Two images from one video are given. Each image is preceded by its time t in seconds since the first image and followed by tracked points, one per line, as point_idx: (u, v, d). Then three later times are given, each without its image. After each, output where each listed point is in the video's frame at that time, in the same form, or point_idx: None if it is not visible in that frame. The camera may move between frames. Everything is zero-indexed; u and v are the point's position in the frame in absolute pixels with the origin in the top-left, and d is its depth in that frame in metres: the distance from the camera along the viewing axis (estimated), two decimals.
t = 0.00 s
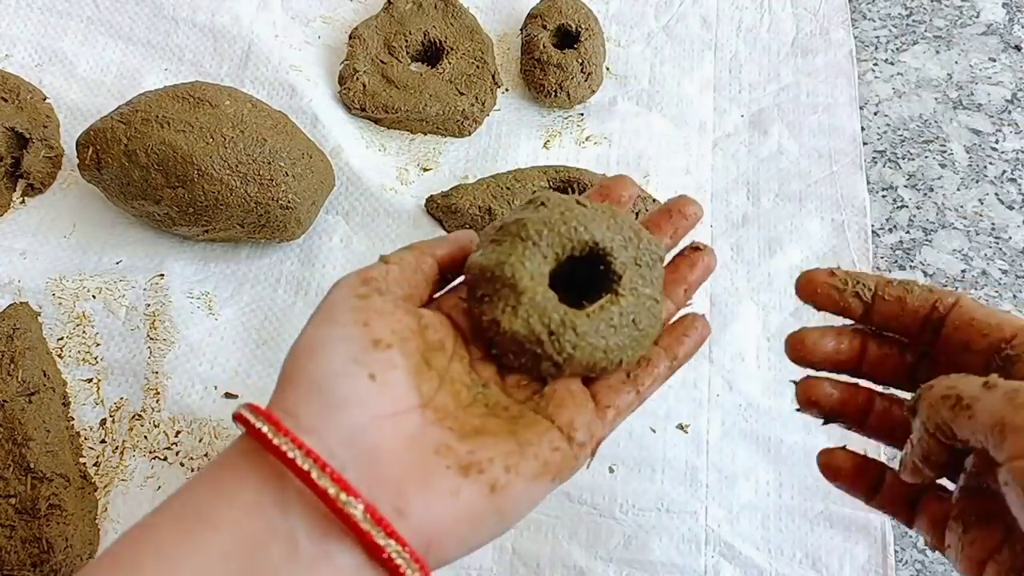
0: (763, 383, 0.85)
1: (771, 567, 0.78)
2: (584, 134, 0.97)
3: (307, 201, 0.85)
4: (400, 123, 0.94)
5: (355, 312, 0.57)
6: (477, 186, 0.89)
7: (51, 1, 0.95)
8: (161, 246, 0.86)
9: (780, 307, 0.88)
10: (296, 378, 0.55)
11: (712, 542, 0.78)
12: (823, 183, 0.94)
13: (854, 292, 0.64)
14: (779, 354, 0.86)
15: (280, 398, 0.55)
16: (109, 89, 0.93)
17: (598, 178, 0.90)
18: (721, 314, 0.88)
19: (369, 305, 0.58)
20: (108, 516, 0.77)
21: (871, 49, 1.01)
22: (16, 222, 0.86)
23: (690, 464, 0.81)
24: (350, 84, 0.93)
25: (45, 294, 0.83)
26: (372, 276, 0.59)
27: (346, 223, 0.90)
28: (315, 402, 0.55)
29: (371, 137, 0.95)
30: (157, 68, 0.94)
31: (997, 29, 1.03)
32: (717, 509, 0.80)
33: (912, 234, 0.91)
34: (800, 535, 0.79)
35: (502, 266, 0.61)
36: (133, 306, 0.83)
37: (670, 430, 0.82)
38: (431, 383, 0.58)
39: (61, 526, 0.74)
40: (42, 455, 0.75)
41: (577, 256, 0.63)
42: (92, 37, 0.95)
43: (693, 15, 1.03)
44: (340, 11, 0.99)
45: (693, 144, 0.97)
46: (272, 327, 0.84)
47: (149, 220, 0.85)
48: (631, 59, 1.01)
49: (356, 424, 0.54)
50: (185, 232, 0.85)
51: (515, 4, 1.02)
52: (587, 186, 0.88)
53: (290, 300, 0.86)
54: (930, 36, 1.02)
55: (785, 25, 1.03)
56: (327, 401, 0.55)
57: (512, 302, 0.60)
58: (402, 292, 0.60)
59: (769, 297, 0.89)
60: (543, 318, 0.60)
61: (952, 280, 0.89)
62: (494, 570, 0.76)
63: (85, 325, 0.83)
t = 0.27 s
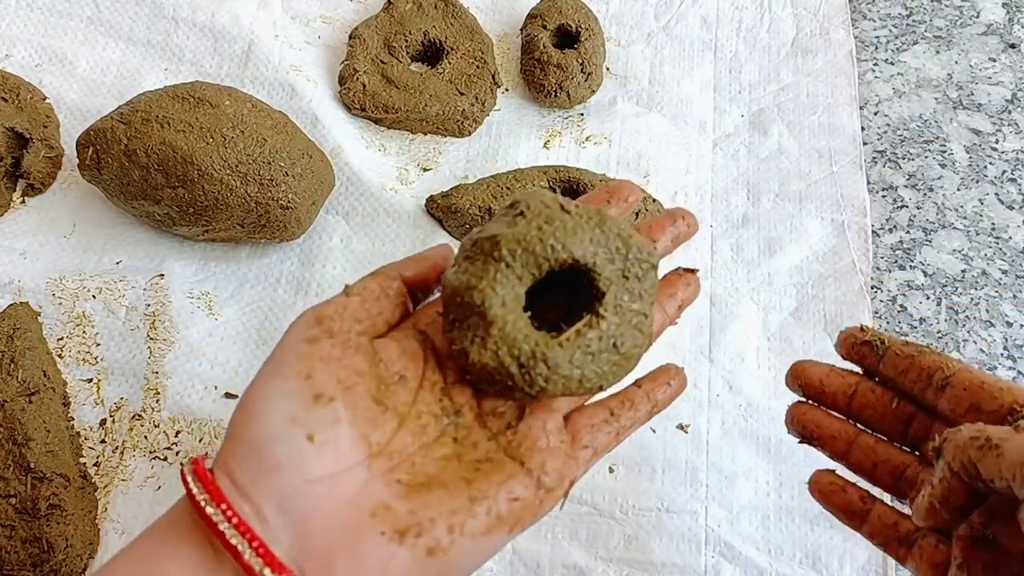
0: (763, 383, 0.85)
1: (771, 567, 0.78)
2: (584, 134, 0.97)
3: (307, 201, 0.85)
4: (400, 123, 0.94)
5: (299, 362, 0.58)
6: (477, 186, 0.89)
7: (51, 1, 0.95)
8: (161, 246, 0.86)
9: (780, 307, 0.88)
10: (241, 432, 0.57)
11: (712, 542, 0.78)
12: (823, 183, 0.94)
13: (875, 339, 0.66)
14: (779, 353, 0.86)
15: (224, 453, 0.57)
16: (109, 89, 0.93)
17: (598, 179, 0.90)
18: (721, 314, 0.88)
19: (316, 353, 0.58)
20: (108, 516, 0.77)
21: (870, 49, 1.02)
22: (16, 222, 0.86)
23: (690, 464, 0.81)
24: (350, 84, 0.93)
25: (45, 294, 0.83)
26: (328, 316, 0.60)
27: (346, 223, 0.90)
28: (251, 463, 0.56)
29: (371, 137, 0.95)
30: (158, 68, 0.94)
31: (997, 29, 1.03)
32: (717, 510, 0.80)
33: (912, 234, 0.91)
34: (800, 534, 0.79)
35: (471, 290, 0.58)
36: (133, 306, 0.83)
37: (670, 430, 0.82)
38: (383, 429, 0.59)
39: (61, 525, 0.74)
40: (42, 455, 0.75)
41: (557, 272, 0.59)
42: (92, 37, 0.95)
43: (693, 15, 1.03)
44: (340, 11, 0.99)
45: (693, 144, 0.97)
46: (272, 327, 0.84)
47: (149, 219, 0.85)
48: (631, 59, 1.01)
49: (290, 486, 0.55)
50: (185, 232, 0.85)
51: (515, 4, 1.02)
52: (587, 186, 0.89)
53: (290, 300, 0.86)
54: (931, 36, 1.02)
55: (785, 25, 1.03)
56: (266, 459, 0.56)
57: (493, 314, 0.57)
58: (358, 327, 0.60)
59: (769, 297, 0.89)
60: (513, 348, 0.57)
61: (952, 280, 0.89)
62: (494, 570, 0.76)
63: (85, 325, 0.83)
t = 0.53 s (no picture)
0: (763, 383, 0.85)
1: (771, 567, 0.78)
2: (584, 134, 0.97)
3: (307, 201, 0.85)
4: (400, 123, 0.94)
5: (224, 416, 0.56)
6: (477, 186, 0.89)
7: (51, 1, 0.95)
8: (161, 246, 0.86)
9: (780, 307, 0.88)
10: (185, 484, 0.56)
11: (712, 542, 0.78)
12: (823, 183, 0.94)
13: (860, 360, 0.66)
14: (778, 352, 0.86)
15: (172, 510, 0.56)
16: (109, 89, 0.93)
17: (598, 179, 0.90)
18: (721, 314, 0.88)
19: (236, 404, 0.56)
20: (108, 516, 0.77)
21: (870, 49, 1.02)
22: (17, 222, 0.86)
23: (691, 464, 0.81)
24: (350, 83, 0.93)
25: (45, 294, 0.83)
26: (250, 362, 0.57)
27: (347, 223, 0.90)
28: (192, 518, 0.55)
29: (371, 137, 0.95)
30: (158, 68, 0.94)
31: (997, 29, 1.03)
32: (717, 509, 0.79)
33: (912, 234, 0.91)
34: (800, 534, 0.79)
35: (436, 281, 0.57)
36: (133, 306, 0.83)
37: (670, 430, 0.82)
38: (332, 462, 0.58)
39: (61, 525, 0.74)
40: (42, 455, 0.75)
41: (528, 264, 0.59)
42: (92, 37, 0.95)
43: (693, 15, 1.03)
44: (340, 11, 0.99)
45: (693, 144, 0.97)
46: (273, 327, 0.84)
47: (149, 219, 0.85)
48: (631, 59, 1.01)
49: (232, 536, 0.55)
50: (185, 232, 0.85)
51: (515, 4, 1.02)
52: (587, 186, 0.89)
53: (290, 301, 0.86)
54: (931, 36, 1.02)
55: (785, 25, 1.03)
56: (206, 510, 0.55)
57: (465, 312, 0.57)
58: (284, 364, 0.58)
59: (769, 297, 0.89)
60: (479, 340, 0.56)
61: (953, 280, 0.89)
62: (494, 570, 0.76)
63: (85, 325, 0.83)
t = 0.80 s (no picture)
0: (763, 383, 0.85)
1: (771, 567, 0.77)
2: (584, 134, 0.97)
3: (307, 202, 0.85)
4: (400, 123, 0.94)
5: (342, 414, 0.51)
6: (477, 186, 0.89)
7: (51, 1, 0.95)
8: (161, 246, 0.86)
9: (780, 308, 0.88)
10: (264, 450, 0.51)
11: (712, 542, 0.78)
12: (823, 183, 0.94)
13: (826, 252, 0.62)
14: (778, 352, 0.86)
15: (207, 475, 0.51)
16: (109, 89, 0.93)
17: (598, 179, 0.90)
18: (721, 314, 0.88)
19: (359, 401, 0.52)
20: (108, 516, 0.76)
21: (870, 49, 1.02)
22: (17, 222, 0.86)
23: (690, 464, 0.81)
24: (350, 84, 0.94)
25: (45, 294, 0.83)
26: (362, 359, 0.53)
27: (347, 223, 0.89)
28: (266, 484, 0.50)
29: (371, 137, 0.94)
30: (157, 68, 0.94)
31: (997, 29, 1.03)
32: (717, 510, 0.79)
33: (912, 234, 0.91)
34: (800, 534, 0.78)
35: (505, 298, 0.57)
36: (133, 306, 0.83)
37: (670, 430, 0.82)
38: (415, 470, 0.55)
39: (61, 525, 0.73)
40: (42, 455, 0.75)
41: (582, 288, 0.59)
42: (92, 37, 0.95)
43: (693, 15, 1.03)
44: (340, 11, 1.00)
45: (693, 144, 0.97)
46: (273, 327, 0.84)
47: (149, 219, 0.85)
48: (631, 59, 1.01)
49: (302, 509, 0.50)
50: (185, 232, 0.85)
51: (515, 4, 1.02)
52: (587, 186, 0.89)
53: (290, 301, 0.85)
54: (931, 36, 1.02)
55: (785, 25, 1.03)
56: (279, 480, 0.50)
57: (529, 319, 0.57)
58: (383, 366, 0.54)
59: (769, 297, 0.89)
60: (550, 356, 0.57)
61: (952, 280, 0.89)
62: (494, 570, 0.76)
63: (85, 325, 0.82)
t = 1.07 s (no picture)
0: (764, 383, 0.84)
1: (771, 567, 0.77)
2: (584, 134, 0.97)
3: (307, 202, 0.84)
4: (400, 123, 0.94)
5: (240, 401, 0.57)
6: (477, 186, 0.89)
7: (51, 2, 0.95)
8: (161, 247, 0.86)
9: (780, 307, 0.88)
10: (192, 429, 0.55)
11: (712, 542, 0.77)
12: (823, 182, 0.94)
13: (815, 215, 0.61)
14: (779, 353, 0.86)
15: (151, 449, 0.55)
16: (109, 89, 0.93)
17: (598, 179, 0.90)
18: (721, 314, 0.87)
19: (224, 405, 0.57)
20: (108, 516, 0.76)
21: (870, 49, 1.02)
22: (16, 221, 0.86)
23: (691, 464, 0.81)
24: (350, 84, 0.94)
25: (45, 294, 0.83)
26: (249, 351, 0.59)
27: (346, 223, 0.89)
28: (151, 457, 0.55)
29: (371, 137, 0.94)
30: (157, 68, 0.94)
31: (997, 29, 1.03)
32: (717, 510, 0.79)
33: (912, 234, 0.91)
34: (801, 534, 0.78)
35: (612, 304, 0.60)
36: (133, 306, 0.83)
37: (670, 430, 0.82)
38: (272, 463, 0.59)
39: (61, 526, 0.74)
40: (42, 456, 0.75)
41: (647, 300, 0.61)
42: (92, 37, 0.95)
43: (693, 15, 1.04)
44: (340, 11, 1.00)
45: (693, 143, 0.96)
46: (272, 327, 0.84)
47: (150, 220, 0.85)
48: (631, 59, 1.01)
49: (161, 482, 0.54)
50: (185, 233, 0.85)
51: (515, 4, 1.03)
52: (587, 187, 0.90)
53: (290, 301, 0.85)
54: (931, 36, 1.03)
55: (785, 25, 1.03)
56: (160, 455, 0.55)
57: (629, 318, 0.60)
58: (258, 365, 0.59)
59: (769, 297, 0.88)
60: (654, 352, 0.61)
61: (952, 280, 0.89)
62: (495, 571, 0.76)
63: (85, 325, 0.82)
